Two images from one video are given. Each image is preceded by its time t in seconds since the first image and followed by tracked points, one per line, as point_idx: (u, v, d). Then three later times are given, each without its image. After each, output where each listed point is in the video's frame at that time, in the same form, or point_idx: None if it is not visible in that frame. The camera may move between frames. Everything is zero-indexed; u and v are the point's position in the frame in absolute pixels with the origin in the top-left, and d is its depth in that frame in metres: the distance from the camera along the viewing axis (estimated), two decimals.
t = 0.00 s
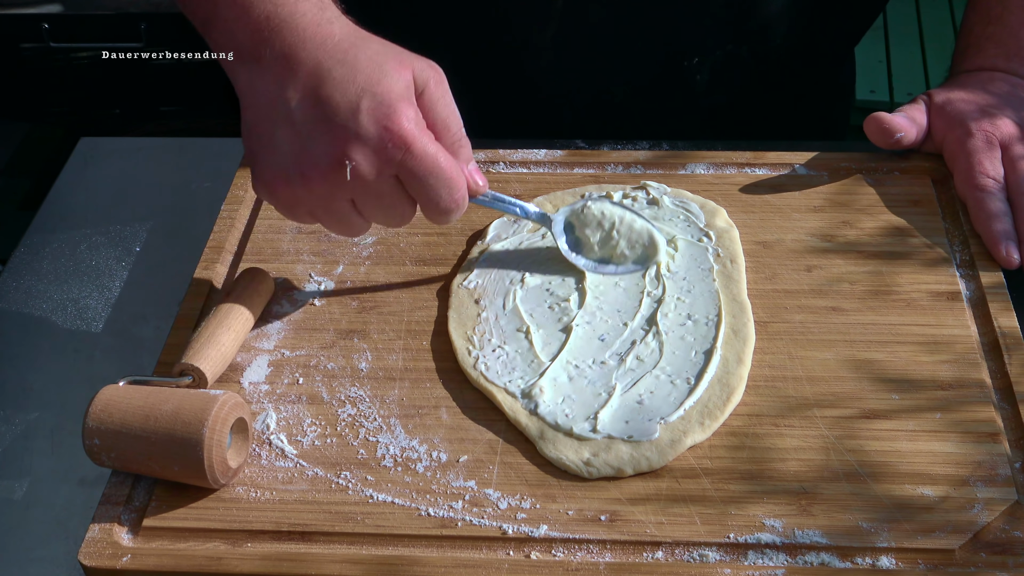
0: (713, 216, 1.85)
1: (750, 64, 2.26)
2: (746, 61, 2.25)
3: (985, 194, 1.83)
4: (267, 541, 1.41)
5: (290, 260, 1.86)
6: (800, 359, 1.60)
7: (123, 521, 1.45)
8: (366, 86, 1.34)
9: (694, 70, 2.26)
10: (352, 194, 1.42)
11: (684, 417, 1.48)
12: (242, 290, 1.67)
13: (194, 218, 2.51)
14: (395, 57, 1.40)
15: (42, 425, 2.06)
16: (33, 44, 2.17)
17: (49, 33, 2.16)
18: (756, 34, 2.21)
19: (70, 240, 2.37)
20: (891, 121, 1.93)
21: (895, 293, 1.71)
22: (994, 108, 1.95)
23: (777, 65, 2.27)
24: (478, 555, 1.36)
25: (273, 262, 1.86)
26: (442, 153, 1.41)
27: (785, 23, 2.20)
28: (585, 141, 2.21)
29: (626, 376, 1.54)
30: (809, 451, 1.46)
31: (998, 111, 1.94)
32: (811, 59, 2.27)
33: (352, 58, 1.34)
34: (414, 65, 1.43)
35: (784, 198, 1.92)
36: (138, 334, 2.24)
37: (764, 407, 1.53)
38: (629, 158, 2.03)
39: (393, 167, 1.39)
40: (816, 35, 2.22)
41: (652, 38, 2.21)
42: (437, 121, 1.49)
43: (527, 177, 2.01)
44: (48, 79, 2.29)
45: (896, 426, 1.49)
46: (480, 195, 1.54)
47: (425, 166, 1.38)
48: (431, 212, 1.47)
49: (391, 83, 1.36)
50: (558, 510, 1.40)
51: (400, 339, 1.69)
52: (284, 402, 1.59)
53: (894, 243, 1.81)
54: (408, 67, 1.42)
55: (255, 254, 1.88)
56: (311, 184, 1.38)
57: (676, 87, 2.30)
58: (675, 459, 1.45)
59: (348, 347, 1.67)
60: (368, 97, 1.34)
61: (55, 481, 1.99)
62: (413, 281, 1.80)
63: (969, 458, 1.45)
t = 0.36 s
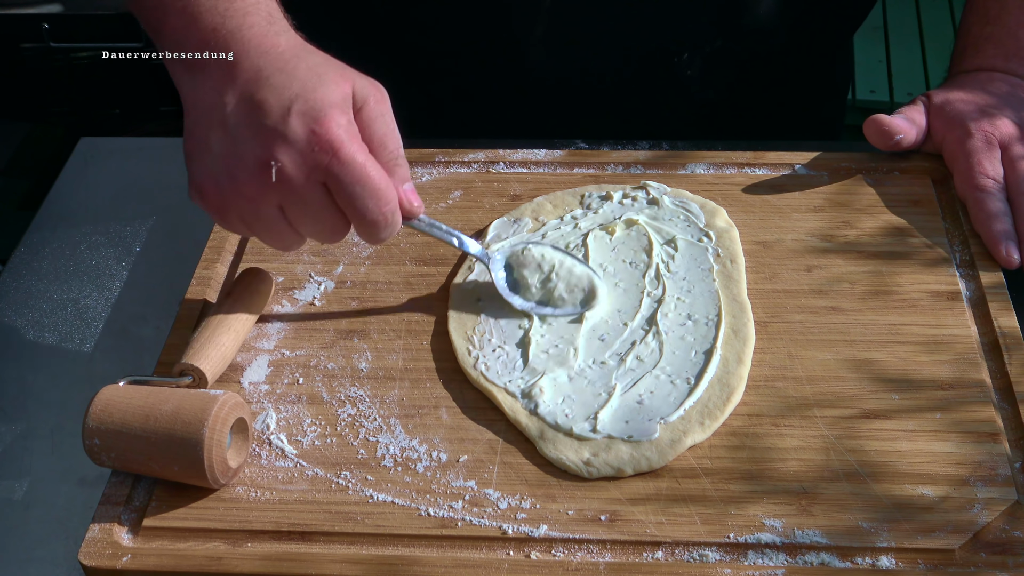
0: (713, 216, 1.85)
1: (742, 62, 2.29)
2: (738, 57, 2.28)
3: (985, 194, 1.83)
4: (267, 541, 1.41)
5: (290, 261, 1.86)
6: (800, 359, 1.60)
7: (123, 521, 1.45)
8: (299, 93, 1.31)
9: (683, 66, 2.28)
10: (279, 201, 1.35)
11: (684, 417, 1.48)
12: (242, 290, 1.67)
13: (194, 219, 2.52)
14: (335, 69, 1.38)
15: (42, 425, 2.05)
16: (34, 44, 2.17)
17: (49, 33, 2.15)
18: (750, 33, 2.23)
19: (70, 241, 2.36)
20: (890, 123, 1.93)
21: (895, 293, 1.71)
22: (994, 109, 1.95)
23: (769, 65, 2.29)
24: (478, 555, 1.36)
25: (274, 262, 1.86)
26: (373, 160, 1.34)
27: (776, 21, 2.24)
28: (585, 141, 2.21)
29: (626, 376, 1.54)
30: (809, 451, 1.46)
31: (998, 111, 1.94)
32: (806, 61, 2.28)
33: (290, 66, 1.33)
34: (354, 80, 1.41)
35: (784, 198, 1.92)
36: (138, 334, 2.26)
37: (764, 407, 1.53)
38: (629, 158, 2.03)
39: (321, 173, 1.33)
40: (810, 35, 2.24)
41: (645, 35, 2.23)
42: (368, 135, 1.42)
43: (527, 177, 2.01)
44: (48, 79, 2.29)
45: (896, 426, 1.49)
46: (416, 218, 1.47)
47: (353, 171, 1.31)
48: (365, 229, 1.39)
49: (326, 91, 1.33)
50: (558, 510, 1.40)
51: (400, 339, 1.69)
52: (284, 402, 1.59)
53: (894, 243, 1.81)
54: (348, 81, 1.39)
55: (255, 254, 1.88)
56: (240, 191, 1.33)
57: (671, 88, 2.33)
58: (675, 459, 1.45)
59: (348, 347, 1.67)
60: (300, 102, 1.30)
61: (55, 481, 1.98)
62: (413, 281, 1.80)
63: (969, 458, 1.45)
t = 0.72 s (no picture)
0: (713, 215, 1.85)
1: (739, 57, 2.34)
2: (740, 47, 2.34)
3: (985, 194, 1.82)
4: (267, 541, 1.41)
5: (290, 261, 1.86)
6: (800, 359, 1.60)
7: (123, 521, 1.45)
8: (309, 28, 1.59)
9: (700, 47, 2.35)
10: (273, 122, 1.58)
11: (684, 417, 1.48)
12: (242, 290, 1.67)
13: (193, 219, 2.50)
14: (350, 18, 1.68)
15: (43, 424, 2.04)
16: (34, 43, 2.22)
17: (49, 33, 2.19)
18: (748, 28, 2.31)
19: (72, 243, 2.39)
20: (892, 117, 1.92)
21: (895, 293, 1.71)
22: (997, 108, 1.95)
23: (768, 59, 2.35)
24: (478, 555, 1.36)
25: (274, 262, 1.86)
26: (356, 98, 1.52)
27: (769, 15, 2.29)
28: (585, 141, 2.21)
29: (626, 377, 1.54)
30: (809, 451, 1.46)
31: (1000, 111, 1.94)
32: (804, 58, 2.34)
33: (310, 8, 1.63)
34: (368, 28, 1.70)
35: (784, 198, 1.92)
36: (137, 333, 2.23)
37: (764, 407, 1.53)
38: (629, 158, 2.03)
39: (306, 96, 1.54)
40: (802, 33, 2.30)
41: (645, 28, 2.34)
42: (383, 83, 1.67)
43: (527, 177, 2.01)
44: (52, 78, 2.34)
45: (896, 426, 1.49)
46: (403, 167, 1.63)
47: (333, 100, 1.51)
48: (347, 164, 1.57)
49: (334, 31, 1.61)
50: (558, 510, 1.40)
51: (400, 339, 1.69)
52: (284, 402, 1.59)
53: (894, 243, 1.81)
54: (358, 27, 1.68)
55: (255, 254, 1.87)
56: (245, 111, 1.58)
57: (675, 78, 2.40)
58: (675, 459, 1.45)
59: (348, 347, 1.67)
60: (306, 33, 1.58)
61: (54, 481, 1.98)
62: (413, 281, 1.80)
63: (969, 458, 1.45)
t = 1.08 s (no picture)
0: (713, 215, 1.85)
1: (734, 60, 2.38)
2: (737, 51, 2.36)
3: (1000, 176, 1.84)
4: (267, 541, 1.41)
5: (290, 261, 1.86)
6: (800, 359, 1.60)
7: (123, 521, 1.45)
8: None
9: (698, 50, 2.36)
10: None
11: (684, 417, 1.48)
12: (242, 290, 1.67)
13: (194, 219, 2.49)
14: None
15: (44, 425, 2.03)
16: (33, 43, 2.29)
17: (49, 33, 2.26)
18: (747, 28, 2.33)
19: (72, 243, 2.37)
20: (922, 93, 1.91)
21: (896, 294, 1.71)
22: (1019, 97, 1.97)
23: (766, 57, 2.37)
24: (478, 555, 1.36)
25: (274, 262, 1.86)
26: None
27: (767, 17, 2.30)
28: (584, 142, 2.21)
29: (626, 377, 1.54)
30: (809, 451, 1.46)
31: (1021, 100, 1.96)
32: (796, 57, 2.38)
33: None
34: None
35: (784, 198, 1.92)
36: (137, 335, 2.22)
37: (764, 407, 1.53)
38: (629, 158, 2.03)
39: None
40: (800, 35, 2.30)
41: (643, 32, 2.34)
42: None
43: (527, 177, 2.01)
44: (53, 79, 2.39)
45: (896, 426, 1.49)
46: None
47: None
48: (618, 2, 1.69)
49: None
50: (558, 510, 1.40)
51: (400, 339, 1.69)
52: (284, 402, 1.59)
53: (894, 243, 1.81)
54: None
55: (255, 254, 1.87)
56: None
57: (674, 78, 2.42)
58: (675, 459, 1.45)
59: (348, 348, 1.67)
60: None
61: (54, 480, 1.98)
62: (413, 281, 1.80)
63: (969, 458, 1.45)
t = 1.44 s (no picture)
0: (713, 215, 1.85)
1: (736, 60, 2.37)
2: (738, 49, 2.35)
3: None
4: (267, 541, 1.41)
5: (290, 260, 1.86)
6: (800, 359, 1.60)
7: (123, 521, 1.45)
8: None
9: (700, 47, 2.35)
10: None
11: (684, 417, 1.48)
12: (242, 290, 1.67)
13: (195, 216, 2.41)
14: None
15: (44, 424, 1.97)
16: (34, 43, 2.27)
17: (49, 33, 2.24)
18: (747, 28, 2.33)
19: (71, 241, 2.35)
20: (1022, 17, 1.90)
21: (895, 293, 1.71)
22: None
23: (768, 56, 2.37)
24: (478, 555, 1.36)
25: (274, 262, 1.86)
26: None
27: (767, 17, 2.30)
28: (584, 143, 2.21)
29: (626, 376, 1.54)
30: (809, 451, 1.46)
31: None
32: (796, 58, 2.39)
33: None
34: None
35: (784, 198, 1.92)
36: (138, 334, 2.14)
37: (764, 407, 1.53)
38: (629, 158, 2.03)
39: None
40: (797, 37, 2.31)
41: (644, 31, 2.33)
42: None
43: (527, 177, 2.01)
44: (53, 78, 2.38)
45: (896, 425, 1.49)
46: None
47: None
48: None
49: None
50: (558, 510, 1.40)
51: (400, 339, 1.69)
52: (284, 402, 1.59)
53: (894, 243, 1.81)
54: None
55: (255, 254, 1.87)
56: None
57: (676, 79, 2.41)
58: (675, 459, 1.45)
59: (348, 347, 1.67)
60: None
61: (52, 484, 1.90)
62: (413, 281, 1.80)
63: (970, 458, 1.45)
